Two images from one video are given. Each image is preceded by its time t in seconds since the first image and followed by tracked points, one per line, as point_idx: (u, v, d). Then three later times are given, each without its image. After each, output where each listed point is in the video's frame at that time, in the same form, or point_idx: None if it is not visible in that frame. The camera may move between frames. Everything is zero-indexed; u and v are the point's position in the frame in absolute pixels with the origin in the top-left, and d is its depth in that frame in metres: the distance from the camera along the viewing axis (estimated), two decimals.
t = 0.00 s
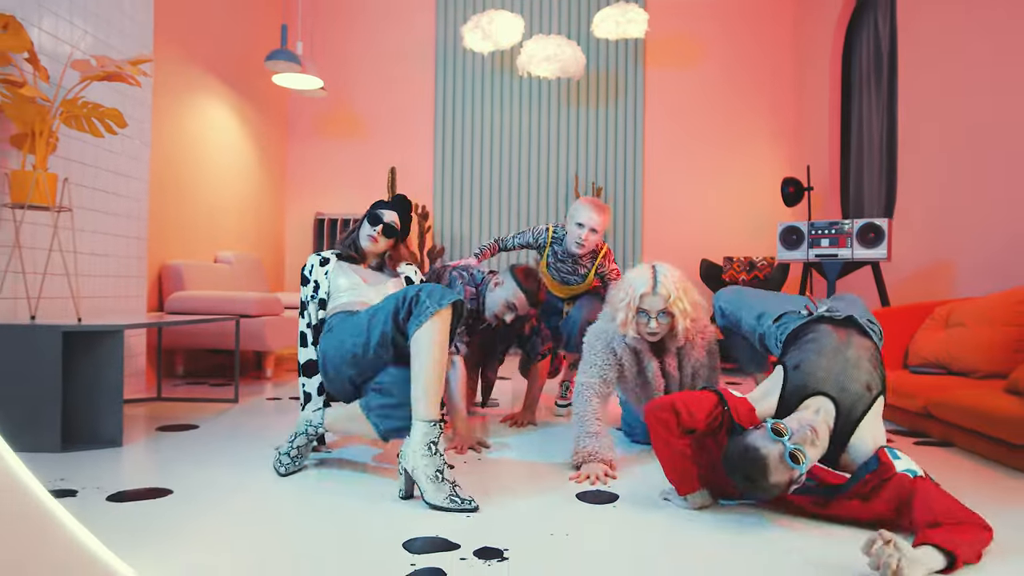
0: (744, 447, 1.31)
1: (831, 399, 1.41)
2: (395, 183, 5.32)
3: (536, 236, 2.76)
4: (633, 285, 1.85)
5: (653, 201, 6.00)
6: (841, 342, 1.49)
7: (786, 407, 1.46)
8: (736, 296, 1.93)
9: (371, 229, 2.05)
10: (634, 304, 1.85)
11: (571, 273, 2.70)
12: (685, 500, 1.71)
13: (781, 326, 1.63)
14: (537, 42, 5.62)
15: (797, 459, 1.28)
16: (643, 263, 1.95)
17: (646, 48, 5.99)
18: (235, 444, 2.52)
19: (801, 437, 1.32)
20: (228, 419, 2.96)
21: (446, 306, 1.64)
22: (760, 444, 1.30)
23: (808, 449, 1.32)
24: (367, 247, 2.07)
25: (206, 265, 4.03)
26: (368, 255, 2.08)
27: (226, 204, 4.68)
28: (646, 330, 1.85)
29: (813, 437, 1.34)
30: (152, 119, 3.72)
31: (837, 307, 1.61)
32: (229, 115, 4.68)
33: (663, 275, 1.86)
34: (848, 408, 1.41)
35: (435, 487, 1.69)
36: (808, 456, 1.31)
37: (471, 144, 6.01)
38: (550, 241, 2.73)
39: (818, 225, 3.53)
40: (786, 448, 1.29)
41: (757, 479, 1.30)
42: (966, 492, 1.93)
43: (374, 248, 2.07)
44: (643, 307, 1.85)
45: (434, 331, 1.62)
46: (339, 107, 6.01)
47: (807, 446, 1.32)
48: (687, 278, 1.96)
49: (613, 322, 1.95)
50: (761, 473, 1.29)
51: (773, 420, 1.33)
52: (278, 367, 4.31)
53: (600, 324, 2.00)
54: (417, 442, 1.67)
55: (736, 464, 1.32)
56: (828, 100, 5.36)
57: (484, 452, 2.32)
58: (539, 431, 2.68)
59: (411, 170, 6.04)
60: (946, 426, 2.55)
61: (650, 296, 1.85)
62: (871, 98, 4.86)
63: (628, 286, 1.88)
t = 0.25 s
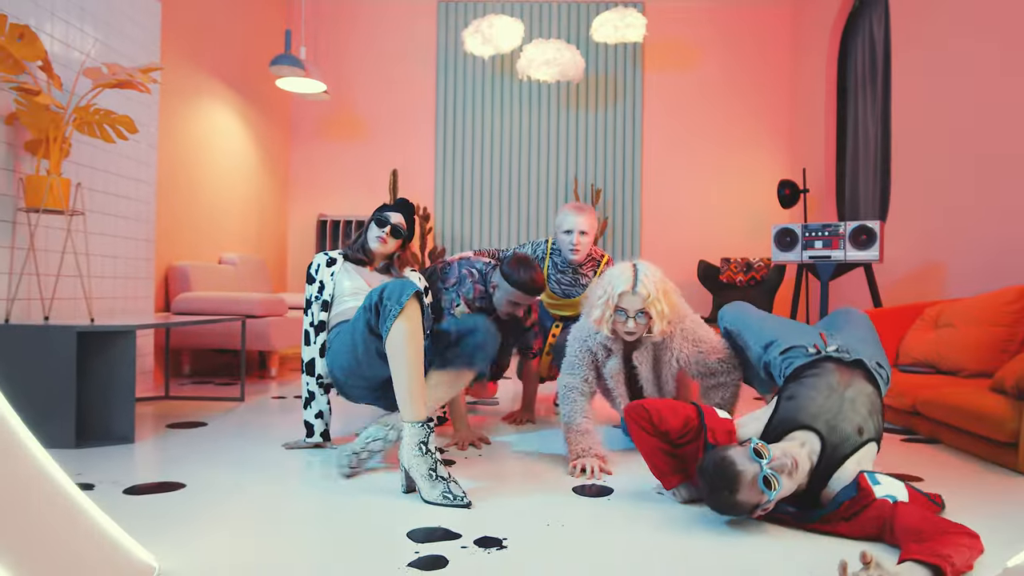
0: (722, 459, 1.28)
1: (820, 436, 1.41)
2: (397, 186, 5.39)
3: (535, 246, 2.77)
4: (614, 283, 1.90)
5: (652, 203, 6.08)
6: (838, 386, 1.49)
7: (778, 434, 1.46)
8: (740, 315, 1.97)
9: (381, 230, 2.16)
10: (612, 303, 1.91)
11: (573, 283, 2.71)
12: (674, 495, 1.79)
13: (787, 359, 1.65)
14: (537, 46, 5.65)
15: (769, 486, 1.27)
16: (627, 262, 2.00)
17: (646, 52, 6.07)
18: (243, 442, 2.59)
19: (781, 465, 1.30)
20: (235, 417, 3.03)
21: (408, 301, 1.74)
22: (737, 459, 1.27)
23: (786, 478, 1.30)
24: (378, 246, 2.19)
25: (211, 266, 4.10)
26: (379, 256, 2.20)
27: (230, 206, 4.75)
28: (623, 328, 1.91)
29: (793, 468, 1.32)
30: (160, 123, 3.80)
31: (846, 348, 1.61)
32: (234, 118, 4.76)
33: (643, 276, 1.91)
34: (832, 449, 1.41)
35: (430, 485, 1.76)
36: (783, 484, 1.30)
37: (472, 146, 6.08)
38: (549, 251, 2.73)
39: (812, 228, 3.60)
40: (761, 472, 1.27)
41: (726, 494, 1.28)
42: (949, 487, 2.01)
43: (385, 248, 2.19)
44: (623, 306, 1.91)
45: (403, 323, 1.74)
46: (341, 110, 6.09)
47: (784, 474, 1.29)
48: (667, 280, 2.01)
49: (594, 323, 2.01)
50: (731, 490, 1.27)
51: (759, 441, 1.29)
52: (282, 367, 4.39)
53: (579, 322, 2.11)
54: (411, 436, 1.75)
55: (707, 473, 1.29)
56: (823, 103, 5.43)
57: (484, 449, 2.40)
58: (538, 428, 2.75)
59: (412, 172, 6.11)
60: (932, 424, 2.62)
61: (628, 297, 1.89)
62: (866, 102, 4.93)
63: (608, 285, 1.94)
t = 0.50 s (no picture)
0: (695, 470, 1.37)
1: (794, 448, 1.46)
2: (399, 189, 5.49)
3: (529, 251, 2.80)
4: (606, 284, 1.89)
5: (650, 205, 6.19)
6: (822, 403, 1.53)
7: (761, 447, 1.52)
8: (748, 316, 2.13)
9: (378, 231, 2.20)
10: (605, 302, 1.91)
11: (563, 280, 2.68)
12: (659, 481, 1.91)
13: (784, 376, 1.81)
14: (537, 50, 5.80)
15: (738, 498, 1.35)
16: (619, 263, 1.99)
17: (644, 56, 6.18)
18: (252, 439, 2.68)
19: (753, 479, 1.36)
20: (242, 415, 3.12)
21: (425, 307, 1.80)
22: (705, 468, 1.36)
23: (756, 491, 1.37)
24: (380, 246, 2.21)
25: (218, 268, 4.19)
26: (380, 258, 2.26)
27: (235, 209, 4.84)
28: (616, 329, 1.90)
29: (765, 482, 1.39)
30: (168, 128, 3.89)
31: (846, 369, 1.69)
32: (239, 122, 4.85)
33: (636, 278, 1.90)
34: (810, 460, 1.44)
35: (431, 478, 1.86)
36: (754, 497, 1.38)
37: (472, 149, 6.19)
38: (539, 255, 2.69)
39: (805, 230, 3.69)
40: (732, 484, 1.36)
41: (697, 505, 1.37)
42: (930, 481, 2.09)
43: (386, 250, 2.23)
44: (615, 307, 1.90)
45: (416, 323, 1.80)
46: (344, 113, 6.18)
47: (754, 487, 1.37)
48: (662, 283, 1.99)
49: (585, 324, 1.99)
50: (702, 500, 1.36)
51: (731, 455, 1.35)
52: (288, 366, 4.48)
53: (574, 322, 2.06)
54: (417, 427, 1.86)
55: (680, 482, 1.39)
56: (817, 107, 5.53)
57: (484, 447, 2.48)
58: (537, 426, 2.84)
59: (413, 175, 6.20)
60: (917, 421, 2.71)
61: (621, 297, 1.89)
62: (860, 105, 5.01)
63: (600, 284, 1.92)
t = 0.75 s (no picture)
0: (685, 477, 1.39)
1: (786, 453, 1.48)
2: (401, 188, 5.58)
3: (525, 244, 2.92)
4: (621, 265, 1.98)
5: (647, 205, 6.31)
6: (808, 411, 1.57)
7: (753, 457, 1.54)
8: (747, 324, 2.21)
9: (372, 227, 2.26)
10: (619, 284, 1.98)
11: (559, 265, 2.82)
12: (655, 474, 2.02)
13: (776, 383, 1.85)
14: (536, 54, 5.72)
15: (730, 504, 1.38)
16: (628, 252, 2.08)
17: (641, 58, 6.30)
18: (258, 435, 2.74)
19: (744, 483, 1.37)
20: (248, 411, 3.19)
21: (447, 314, 1.90)
22: (695, 474, 1.39)
23: (748, 497, 1.40)
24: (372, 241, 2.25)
25: (223, 268, 4.26)
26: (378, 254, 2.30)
27: (239, 209, 4.93)
28: (629, 310, 1.97)
29: (756, 486, 1.42)
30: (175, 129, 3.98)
31: (837, 372, 1.76)
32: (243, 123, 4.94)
33: (648, 260, 2.00)
34: (802, 466, 1.46)
35: (419, 470, 1.94)
36: (746, 502, 1.40)
37: (473, 149, 6.32)
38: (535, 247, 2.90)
39: (799, 231, 3.75)
40: (722, 489, 1.39)
41: (688, 511, 1.41)
42: (919, 475, 2.16)
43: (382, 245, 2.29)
44: (627, 289, 1.98)
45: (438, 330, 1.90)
46: (347, 115, 6.33)
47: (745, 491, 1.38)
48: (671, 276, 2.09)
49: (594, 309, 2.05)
50: (694, 505, 1.40)
51: (720, 461, 1.36)
52: (291, 365, 4.55)
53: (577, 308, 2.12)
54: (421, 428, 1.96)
55: (672, 489, 1.42)
56: (811, 109, 5.63)
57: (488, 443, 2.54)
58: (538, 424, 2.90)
59: (416, 174, 6.33)
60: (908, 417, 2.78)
61: (636, 277, 1.98)
62: (853, 108, 5.11)
63: (611, 269, 2.00)
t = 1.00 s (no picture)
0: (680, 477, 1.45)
1: (781, 457, 1.54)
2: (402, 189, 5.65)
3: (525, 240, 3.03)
4: (634, 249, 2.03)
5: (645, 205, 6.39)
6: (804, 416, 1.64)
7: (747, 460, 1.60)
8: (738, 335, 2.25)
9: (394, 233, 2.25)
10: (634, 266, 2.02)
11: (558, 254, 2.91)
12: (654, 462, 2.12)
13: (765, 394, 1.89)
14: (536, 56, 5.78)
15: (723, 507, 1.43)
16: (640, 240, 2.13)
17: (640, 60, 6.38)
18: (265, 431, 2.81)
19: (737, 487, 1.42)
20: (254, 408, 3.26)
21: (408, 320, 1.90)
22: (690, 475, 1.45)
23: (742, 499, 1.46)
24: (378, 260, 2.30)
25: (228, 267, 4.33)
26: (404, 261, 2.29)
27: (244, 210, 5.00)
28: (645, 292, 2.02)
29: (751, 490, 1.47)
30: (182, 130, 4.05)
31: (828, 384, 1.80)
32: (248, 125, 5.01)
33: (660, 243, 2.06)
34: (797, 468, 1.52)
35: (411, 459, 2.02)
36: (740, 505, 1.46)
37: (474, 150, 6.40)
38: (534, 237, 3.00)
39: (795, 231, 3.82)
40: (716, 491, 1.45)
41: (682, 513, 1.47)
42: (907, 470, 2.22)
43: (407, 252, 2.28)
44: (642, 271, 2.02)
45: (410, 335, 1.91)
46: (349, 117, 6.42)
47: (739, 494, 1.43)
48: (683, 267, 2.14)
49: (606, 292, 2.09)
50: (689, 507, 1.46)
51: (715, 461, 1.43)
52: (295, 362, 4.63)
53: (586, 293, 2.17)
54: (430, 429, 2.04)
55: (666, 491, 1.48)
56: (807, 110, 5.71)
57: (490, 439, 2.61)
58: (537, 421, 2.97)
59: (417, 174, 6.42)
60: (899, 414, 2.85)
61: (650, 259, 2.03)
62: (849, 109, 5.19)
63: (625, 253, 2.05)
